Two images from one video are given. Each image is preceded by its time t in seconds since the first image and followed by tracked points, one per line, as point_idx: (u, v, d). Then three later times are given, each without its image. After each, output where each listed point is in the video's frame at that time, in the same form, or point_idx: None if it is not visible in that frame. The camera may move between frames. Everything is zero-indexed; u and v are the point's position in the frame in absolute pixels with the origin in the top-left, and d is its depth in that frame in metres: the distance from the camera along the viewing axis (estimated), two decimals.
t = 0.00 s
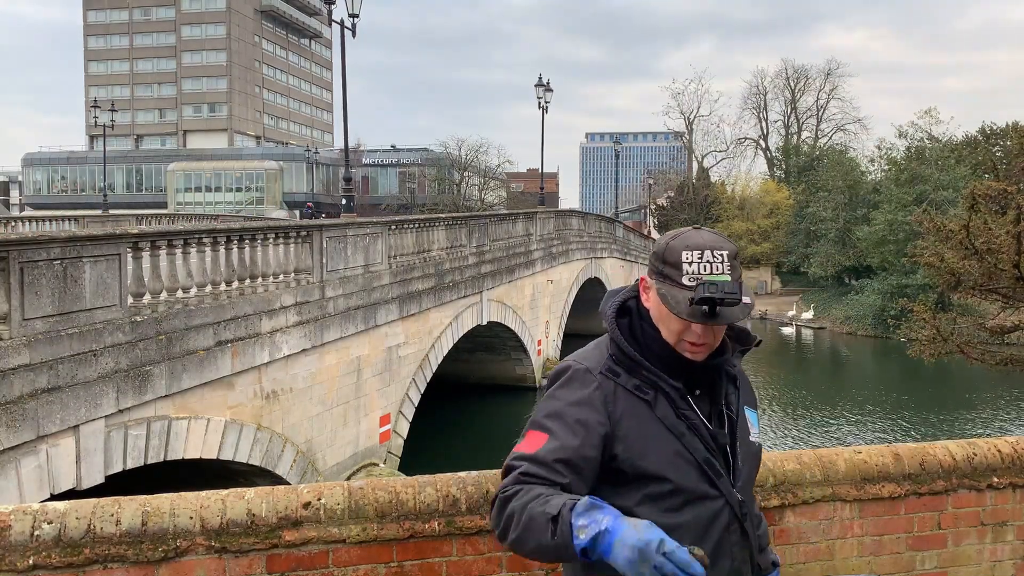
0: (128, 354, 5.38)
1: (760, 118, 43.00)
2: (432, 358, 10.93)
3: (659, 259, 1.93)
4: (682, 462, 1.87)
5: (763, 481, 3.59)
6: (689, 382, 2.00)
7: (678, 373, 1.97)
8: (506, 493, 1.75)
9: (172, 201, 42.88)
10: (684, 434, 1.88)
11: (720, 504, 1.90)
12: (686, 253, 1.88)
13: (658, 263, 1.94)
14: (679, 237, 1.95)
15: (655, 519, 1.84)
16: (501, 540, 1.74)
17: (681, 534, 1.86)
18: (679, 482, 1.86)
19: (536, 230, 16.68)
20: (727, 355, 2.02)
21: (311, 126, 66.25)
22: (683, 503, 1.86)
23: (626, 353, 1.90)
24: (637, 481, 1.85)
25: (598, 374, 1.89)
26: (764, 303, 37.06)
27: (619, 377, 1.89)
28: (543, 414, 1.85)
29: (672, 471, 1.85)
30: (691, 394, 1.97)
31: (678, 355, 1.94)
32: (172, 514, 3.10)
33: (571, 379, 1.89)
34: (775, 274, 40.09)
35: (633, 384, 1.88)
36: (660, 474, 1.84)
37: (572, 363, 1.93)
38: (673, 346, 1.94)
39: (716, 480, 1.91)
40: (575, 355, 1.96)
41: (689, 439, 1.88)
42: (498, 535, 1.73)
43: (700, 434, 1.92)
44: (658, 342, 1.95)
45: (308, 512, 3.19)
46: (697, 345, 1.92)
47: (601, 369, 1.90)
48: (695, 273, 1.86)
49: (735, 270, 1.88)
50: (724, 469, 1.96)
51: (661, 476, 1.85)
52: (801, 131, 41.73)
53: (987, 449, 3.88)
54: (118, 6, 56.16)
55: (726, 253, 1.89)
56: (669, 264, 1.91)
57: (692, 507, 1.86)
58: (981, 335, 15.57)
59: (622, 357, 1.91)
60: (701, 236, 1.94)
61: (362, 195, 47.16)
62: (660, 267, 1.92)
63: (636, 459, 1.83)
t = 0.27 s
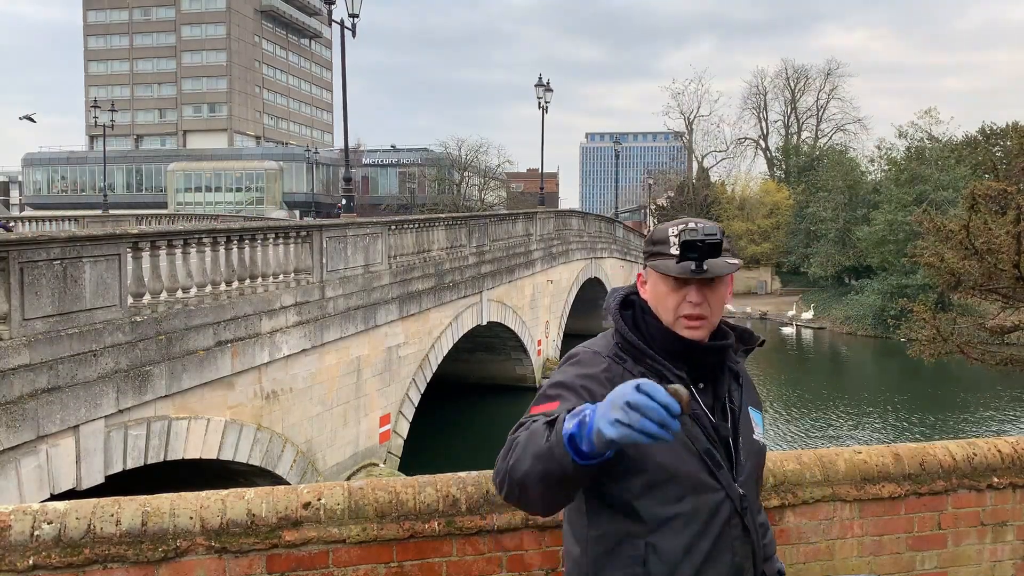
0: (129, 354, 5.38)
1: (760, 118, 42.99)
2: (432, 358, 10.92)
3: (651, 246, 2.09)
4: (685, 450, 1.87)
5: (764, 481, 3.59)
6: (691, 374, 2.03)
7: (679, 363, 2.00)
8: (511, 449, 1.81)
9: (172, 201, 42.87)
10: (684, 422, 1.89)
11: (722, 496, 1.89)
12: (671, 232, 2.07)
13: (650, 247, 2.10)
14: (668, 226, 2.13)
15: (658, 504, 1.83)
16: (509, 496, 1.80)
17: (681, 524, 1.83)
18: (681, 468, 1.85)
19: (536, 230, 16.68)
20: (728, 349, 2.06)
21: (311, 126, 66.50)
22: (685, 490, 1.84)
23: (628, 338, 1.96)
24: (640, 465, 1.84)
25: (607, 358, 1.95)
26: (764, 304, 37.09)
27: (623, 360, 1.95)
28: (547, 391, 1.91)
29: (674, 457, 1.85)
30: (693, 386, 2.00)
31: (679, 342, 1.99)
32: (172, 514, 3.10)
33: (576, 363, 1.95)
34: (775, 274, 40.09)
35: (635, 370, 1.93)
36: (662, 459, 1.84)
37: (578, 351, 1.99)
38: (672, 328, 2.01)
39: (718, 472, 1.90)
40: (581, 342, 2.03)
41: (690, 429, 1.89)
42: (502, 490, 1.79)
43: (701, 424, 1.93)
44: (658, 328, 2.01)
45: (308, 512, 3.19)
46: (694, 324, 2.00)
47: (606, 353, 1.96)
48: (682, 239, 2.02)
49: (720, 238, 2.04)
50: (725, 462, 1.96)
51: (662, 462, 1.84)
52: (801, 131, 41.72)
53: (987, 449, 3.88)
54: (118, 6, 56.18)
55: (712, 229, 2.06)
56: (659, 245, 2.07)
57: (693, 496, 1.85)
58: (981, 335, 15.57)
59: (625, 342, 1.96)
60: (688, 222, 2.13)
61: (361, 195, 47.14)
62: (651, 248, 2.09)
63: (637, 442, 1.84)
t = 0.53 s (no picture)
0: (129, 354, 5.38)
1: (759, 118, 42.98)
2: (432, 358, 10.92)
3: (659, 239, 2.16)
4: (689, 441, 1.86)
5: (764, 481, 3.59)
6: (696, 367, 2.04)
7: (684, 354, 2.01)
8: (529, 393, 1.82)
9: (172, 201, 42.88)
10: (689, 413, 1.90)
11: (724, 489, 1.88)
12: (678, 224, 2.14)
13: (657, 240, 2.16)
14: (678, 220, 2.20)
15: (662, 493, 1.83)
16: (532, 436, 1.80)
17: (684, 520, 1.83)
18: (685, 456, 1.85)
19: (535, 230, 16.69)
20: (731, 343, 2.07)
21: (311, 126, 66.54)
22: (689, 482, 1.84)
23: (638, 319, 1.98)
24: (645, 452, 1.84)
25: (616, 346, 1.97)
26: (764, 304, 37.09)
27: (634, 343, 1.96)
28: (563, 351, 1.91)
29: (680, 446, 1.85)
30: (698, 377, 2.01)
31: (685, 331, 2.00)
32: (172, 514, 3.10)
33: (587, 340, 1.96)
34: (775, 274, 40.10)
35: (642, 357, 1.93)
36: (667, 448, 1.84)
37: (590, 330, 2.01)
38: (678, 314, 2.03)
39: (720, 466, 1.90)
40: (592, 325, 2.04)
41: (694, 420, 1.89)
42: (523, 434, 1.81)
43: (705, 417, 1.93)
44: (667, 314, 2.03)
45: (309, 512, 3.19)
46: (700, 312, 2.02)
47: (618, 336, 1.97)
48: (697, 218, 2.08)
49: (734, 219, 2.07)
50: (727, 457, 1.96)
51: (666, 450, 1.84)
52: (801, 131, 41.70)
53: (988, 449, 3.88)
54: (118, 6, 56.16)
55: (726, 210, 2.09)
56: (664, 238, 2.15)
57: (697, 487, 1.85)
58: (981, 335, 15.56)
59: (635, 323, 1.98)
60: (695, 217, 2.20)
61: (362, 195, 47.14)
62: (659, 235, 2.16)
63: (642, 428, 1.85)
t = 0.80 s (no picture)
0: (128, 354, 5.38)
1: (759, 118, 42.96)
2: (432, 358, 10.92)
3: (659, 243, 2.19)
4: (692, 438, 1.86)
5: (764, 481, 3.59)
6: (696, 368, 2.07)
7: (687, 353, 2.03)
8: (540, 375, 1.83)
9: (172, 201, 42.88)
10: (693, 410, 1.90)
11: (726, 487, 1.88)
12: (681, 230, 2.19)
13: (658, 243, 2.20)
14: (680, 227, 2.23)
15: (665, 491, 1.82)
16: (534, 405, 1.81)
17: (688, 516, 1.83)
18: (687, 451, 1.85)
19: (535, 230, 16.68)
20: (732, 344, 2.09)
21: (311, 126, 66.54)
22: (692, 479, 1.84)
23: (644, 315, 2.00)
24: (647, 441, 1.84)
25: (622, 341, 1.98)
26: (764, 303, 37.10)
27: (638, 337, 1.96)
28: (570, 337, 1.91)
29: (683, 440, 1.85)
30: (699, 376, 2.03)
31: (687, 330, 2.03)
32: (172, 514, 3.10)
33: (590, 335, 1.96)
34: (775, 273, 40.09)
35: (647, 354, 1.95)
36: (672, 442, 1.85)
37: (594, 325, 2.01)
38: (681, 313, 2.06)
39: (722, 464, 1.90)
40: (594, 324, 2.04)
41: (698, 418, 1.90)
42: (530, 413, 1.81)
43: (708, 416, 1.94)
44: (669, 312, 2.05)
45: (309, 512, 3.19)
46: (704, 309, 2.05)
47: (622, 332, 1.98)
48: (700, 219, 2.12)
49: (737, 224, 2.15)
50: (728, 458, 1.96)
51: (668, 443, 1.85)
52: (801, 131, 41.70)
53: (988, 449, 3.88)
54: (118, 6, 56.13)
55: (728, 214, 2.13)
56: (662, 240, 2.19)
57: (699, 484, 1.84)
58: (981, 335, 15.56)
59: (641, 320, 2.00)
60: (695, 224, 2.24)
61: (362, 195, 47.14)
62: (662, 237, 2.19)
63: (648, 422, 1.85)
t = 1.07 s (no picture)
0: (128, 354, 5.38)
1: (759, 118, 42.97)
2: (432, 358, 10.92)
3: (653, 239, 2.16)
4: (691, 439, 1.86)
5: (764, 481, 3.59)
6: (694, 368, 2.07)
7: (683, 354, 2.03)
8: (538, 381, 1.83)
9: (172, 201, 42.89)
10: (691, 411, 1.90)
11: (724, 487, 1.89)
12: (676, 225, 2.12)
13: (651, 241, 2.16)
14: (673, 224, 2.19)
15: (664, 493, 1.83)
16: (534, 417, 1.80)
17: (688, 518, 1.83)
18: (685, 453, 1.85)
19: (535, 230, 16.68)
20: (728, 343, 2.09)
21: (311, 126, 66.58)
22: (690, 480, 1.84)
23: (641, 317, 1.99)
24: (645, 444, 1.84)
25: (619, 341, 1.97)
26: (763, 303, 37.12)
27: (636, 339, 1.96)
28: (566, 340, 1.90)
29: (681, 442, 1.85)
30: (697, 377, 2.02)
31: (683, 331, 2.02)
32: (172, 514, 3.10)
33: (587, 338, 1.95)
34: (775, 274, 40.11)
35: (645, 355, 1.94)
36: (672, 446, 1.84)
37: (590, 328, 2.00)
38: (679, 313, 2.04)
39: (721, 464, 1.91)
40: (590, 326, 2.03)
41: (697, 418, 1.90)
42: (526, 421, 1.81)
43: (706, 417, 1.94)
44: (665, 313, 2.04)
45: (309, 512, 3.19)
46: (701, 309, 2.02)
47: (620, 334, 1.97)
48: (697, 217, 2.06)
49: (732, 219, 2.07)
50: (726, 457, 1.97)
51: (667, 445, 1.84)
52: (801, 131, 41.72)
53: (988, 449, 3.88)
54: (118, 6, 56.13)
55: (726, 210, 2.08)
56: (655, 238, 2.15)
57: (697, 486, 1.84)
58: (981, 335, 15.55)
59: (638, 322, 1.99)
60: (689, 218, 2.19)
61: (362, 195, 47.15)
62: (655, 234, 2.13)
63: (646, 424, 1.85)
